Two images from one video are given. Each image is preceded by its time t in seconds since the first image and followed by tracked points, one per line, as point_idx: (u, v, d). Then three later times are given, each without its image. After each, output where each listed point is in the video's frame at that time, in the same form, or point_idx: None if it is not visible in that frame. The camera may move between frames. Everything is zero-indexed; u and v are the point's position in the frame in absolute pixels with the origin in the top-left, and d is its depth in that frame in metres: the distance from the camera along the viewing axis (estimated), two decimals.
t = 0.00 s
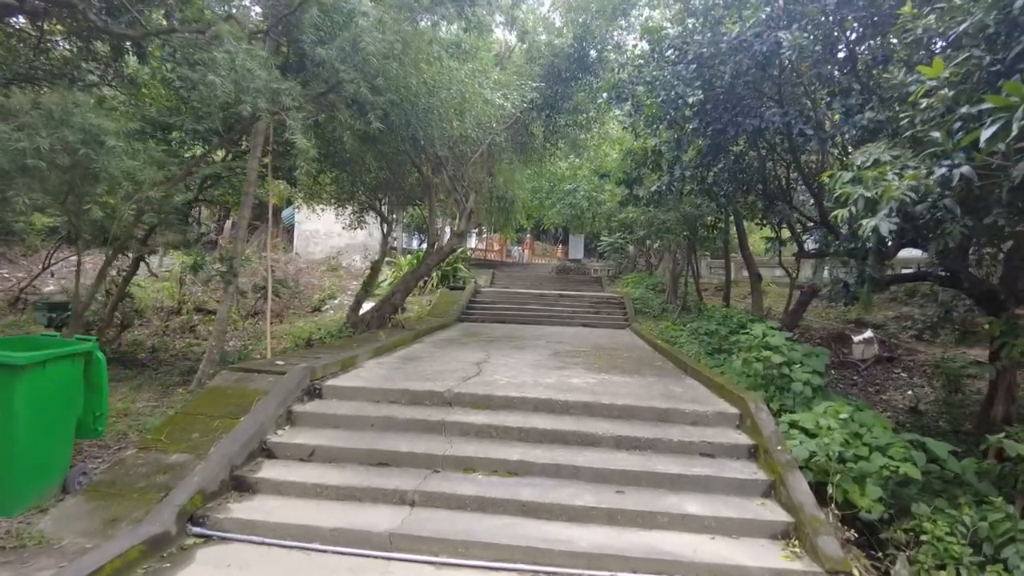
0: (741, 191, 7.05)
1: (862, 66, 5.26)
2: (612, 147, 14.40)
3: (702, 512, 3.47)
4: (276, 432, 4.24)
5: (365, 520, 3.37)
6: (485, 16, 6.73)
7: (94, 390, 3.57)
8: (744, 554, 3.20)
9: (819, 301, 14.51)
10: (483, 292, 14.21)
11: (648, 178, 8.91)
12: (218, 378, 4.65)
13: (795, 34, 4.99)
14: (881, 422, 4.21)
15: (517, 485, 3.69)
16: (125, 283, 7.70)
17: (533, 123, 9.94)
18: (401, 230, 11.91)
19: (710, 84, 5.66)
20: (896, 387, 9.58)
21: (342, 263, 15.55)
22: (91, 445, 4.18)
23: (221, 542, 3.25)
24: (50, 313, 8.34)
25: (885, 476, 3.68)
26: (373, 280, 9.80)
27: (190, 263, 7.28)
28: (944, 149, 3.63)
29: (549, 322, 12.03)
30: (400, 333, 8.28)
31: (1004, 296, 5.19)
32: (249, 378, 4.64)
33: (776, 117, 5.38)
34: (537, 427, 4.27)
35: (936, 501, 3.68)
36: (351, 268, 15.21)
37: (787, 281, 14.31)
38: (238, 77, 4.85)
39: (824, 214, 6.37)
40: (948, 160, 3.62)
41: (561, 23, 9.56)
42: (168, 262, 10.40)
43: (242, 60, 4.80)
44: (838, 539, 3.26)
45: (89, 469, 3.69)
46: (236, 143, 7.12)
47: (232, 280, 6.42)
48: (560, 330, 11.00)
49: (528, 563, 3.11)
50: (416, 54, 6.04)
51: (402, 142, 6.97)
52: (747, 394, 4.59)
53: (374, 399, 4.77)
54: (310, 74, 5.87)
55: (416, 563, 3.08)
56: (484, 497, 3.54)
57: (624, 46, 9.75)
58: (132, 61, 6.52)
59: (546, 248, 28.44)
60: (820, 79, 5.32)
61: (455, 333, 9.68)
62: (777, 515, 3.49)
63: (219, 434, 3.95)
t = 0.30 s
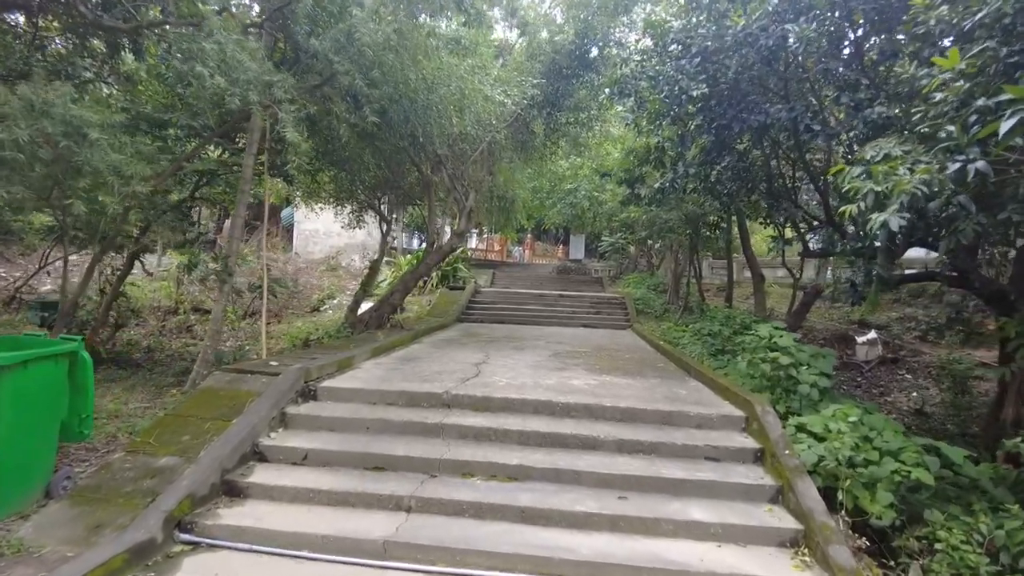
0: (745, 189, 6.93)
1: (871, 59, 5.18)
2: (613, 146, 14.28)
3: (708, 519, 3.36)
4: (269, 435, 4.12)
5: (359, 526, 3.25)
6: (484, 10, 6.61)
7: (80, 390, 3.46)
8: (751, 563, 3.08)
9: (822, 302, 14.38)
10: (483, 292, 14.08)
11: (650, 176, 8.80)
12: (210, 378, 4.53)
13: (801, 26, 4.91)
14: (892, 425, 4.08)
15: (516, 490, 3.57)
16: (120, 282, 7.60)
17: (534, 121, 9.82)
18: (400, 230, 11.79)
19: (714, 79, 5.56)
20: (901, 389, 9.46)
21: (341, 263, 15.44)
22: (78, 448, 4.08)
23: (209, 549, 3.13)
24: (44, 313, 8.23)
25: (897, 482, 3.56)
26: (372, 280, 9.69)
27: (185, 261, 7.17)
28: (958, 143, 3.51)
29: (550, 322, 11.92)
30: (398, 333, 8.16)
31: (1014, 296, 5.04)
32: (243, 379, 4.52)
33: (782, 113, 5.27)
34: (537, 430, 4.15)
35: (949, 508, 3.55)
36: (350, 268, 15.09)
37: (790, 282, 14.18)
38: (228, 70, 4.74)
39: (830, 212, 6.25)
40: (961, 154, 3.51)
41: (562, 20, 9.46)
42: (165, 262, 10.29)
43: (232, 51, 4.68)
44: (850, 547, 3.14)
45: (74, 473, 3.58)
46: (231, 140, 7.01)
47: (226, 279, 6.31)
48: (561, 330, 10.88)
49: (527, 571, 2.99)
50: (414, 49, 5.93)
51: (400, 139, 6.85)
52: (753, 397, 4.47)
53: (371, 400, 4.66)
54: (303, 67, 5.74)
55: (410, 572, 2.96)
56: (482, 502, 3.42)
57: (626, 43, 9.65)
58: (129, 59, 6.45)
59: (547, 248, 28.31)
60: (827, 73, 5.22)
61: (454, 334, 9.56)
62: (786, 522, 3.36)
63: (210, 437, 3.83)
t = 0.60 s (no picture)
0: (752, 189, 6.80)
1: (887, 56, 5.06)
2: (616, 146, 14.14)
3: (721, 532, 3.22)
4: (265, 442, 3.99)
5: (358, 539, 3.12)
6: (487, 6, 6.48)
7: (69, 397, 3.34)
8: None
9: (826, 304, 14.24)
10: (484, 293, 13.96)
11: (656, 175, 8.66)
12: (206, 382, 4.40)
13: (815, 21, 4.78)
14: (909, 432, 3.94)
15: (521, 501, 3.44)
16: (115, 283, 7.48)
17: (536, 120, 9.69)
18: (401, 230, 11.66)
19: (723, 76, 5.42)
20: (908, 392, 9.33)
21: (341, 263, 15.32)
22: (69, 455, 3.95)
23: (201, 563, 3.00)
24: (38, 313, 8.11)
25: (918, 493, 3.42)
26: (372, 281, 9.56)
27: (182, 261, 7.04)
28: (984, 139, 3.38)
29: (552, 324, 11.79)
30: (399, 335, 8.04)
31: None
32: (239, 383, 4.39)
33: (793, 111, 5.14)
34: (542, 438, 4.02)
35: (972, 521, 3.43)
36: (350, 268, 14.96)
37: (794, 283, 14.03)
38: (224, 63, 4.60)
39: (840, 213, 6.12)
40: (985, 151, 3.38)
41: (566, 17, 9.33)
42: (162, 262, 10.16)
43: (228, 43, 4.51)
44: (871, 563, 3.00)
45: (63, 482, 3.45)
46: (229, 139, 6.87)
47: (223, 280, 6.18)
48: (563, 332, 10.75)
49: None
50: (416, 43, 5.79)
51: (401, 137, 6.72)
52: (765, 403, 4.33)
53: (371, 405, 4.53)
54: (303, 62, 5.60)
55: None
56: (486, 513, 3.29)
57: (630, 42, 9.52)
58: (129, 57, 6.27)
59: (547, 249, 28.19)
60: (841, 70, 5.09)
61: (455, 335, 9.44)
62: (802, 535, 3.23)
63: (204, 444, 3.70)
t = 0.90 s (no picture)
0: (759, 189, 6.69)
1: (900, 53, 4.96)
2: (618, 146, 14.04)
3: (734, 543, 3.11)
4: (262, 448, 3.87)
5: (358, 551, 3.00)
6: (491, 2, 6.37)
7: (59, 403, 3.21)
8: None
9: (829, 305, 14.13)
10: (485, 294, 13.85)
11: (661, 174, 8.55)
12: (202, 386, 4.29)
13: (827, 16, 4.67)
14: (925, 439, 3.83)
15: (527, 510, 3.32)
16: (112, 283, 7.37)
17: (539, 119, 9.57)
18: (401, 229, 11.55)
19: (732, 73, 5.31)
20: (914, 395, 9.22)
21: (341, 263, 15.21)
22: (59, 462, 3.83)
23: None
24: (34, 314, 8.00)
25: (938, 503, 3.31)
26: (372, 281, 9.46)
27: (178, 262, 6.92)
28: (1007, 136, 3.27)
29: (554, 325, 11.68)
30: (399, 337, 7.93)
31: None
32: (236, 387, 4.27)
33: (804, 109, 5.03)
34: (548, 444, 3.90)
35: (995, 532, 3.31)
36: (350, 268, 14.86)
37: (798, 284, 13.90)
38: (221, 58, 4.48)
39: (849, 214, 6.01)
40: (1009, 150, 3.28)
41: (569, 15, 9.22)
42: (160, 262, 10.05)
43: (224, 33, 4.38)
44: None
45: (52, 490, 3.33)
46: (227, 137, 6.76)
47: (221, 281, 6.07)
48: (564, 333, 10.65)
49: None
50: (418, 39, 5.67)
51: (403, 135, 6.62)
52: (776, 408, 4.21)
53: (371, 409, 4.41)
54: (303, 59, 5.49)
55: None
56: (491, 524, 3.18)
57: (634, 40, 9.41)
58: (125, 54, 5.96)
59: (548, 249, 28.08)
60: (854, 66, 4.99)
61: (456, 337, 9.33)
62: (819, 547, 3.11)
63: (199, 451, 3.58)
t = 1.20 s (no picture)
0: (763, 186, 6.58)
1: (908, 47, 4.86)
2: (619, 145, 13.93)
3: (743, 549, 3.00)
4: (256, 450, 3.76)
5: (352, 558, 2.89)
6: None
7: (43, 407, 3.10)
8: None
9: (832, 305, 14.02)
10: (485, 293, 13.74)
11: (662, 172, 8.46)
12: (195, 387, 4.18)
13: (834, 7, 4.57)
14: (938, 441, 3.71)
15: (528, 516, 3.21)
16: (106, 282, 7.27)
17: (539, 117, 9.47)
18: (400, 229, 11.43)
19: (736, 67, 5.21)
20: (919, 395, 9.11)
21: (339, 263, 15.09)
22: (46, 465, 3.72)
23: None
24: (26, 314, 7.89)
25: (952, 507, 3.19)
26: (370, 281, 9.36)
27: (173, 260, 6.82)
28: None
29: (554, 325, 11.57)
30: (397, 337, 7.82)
31: None
32: (230, 388, 4.16)
33: (810, 103, 4.93)
34: (549, 447, 3.79)
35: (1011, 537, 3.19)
36: (348, 268, 14.73)
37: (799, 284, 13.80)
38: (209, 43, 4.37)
39: (854, 211, 5.91)
40: None
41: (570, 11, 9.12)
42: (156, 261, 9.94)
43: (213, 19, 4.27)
44: None
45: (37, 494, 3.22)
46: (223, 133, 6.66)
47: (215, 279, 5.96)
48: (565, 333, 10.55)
49: None
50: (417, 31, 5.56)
51: (401, 131, 6.50)
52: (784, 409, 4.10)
53: (368, 411, 4.30)
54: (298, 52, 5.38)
55: None
56: (490, 530, 3.06)
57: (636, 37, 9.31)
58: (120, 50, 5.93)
59: (548, 249, 27.95)
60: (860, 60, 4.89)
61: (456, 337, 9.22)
62: (829, 553, 3.00)
63: (190, 454, 3.47)
